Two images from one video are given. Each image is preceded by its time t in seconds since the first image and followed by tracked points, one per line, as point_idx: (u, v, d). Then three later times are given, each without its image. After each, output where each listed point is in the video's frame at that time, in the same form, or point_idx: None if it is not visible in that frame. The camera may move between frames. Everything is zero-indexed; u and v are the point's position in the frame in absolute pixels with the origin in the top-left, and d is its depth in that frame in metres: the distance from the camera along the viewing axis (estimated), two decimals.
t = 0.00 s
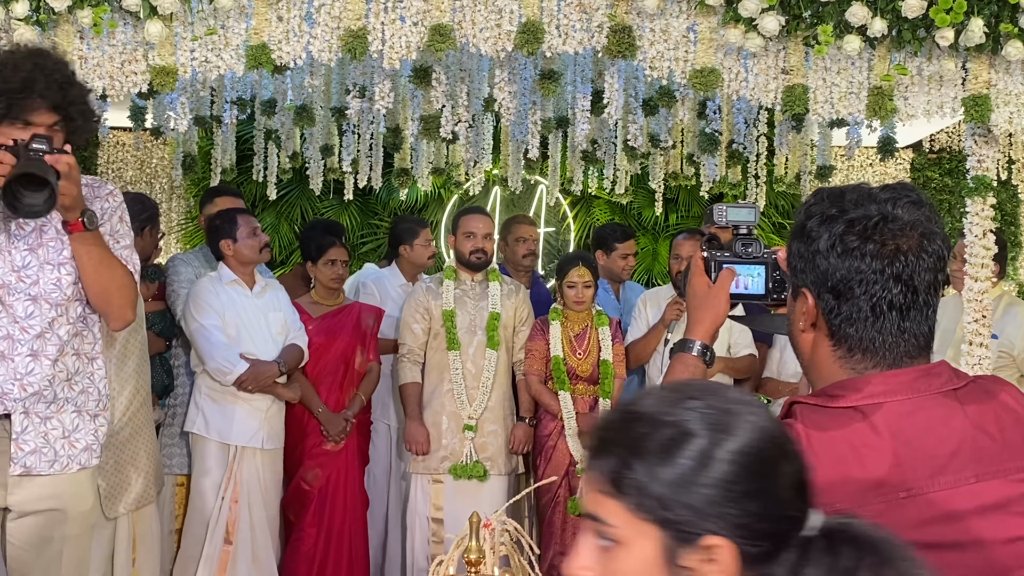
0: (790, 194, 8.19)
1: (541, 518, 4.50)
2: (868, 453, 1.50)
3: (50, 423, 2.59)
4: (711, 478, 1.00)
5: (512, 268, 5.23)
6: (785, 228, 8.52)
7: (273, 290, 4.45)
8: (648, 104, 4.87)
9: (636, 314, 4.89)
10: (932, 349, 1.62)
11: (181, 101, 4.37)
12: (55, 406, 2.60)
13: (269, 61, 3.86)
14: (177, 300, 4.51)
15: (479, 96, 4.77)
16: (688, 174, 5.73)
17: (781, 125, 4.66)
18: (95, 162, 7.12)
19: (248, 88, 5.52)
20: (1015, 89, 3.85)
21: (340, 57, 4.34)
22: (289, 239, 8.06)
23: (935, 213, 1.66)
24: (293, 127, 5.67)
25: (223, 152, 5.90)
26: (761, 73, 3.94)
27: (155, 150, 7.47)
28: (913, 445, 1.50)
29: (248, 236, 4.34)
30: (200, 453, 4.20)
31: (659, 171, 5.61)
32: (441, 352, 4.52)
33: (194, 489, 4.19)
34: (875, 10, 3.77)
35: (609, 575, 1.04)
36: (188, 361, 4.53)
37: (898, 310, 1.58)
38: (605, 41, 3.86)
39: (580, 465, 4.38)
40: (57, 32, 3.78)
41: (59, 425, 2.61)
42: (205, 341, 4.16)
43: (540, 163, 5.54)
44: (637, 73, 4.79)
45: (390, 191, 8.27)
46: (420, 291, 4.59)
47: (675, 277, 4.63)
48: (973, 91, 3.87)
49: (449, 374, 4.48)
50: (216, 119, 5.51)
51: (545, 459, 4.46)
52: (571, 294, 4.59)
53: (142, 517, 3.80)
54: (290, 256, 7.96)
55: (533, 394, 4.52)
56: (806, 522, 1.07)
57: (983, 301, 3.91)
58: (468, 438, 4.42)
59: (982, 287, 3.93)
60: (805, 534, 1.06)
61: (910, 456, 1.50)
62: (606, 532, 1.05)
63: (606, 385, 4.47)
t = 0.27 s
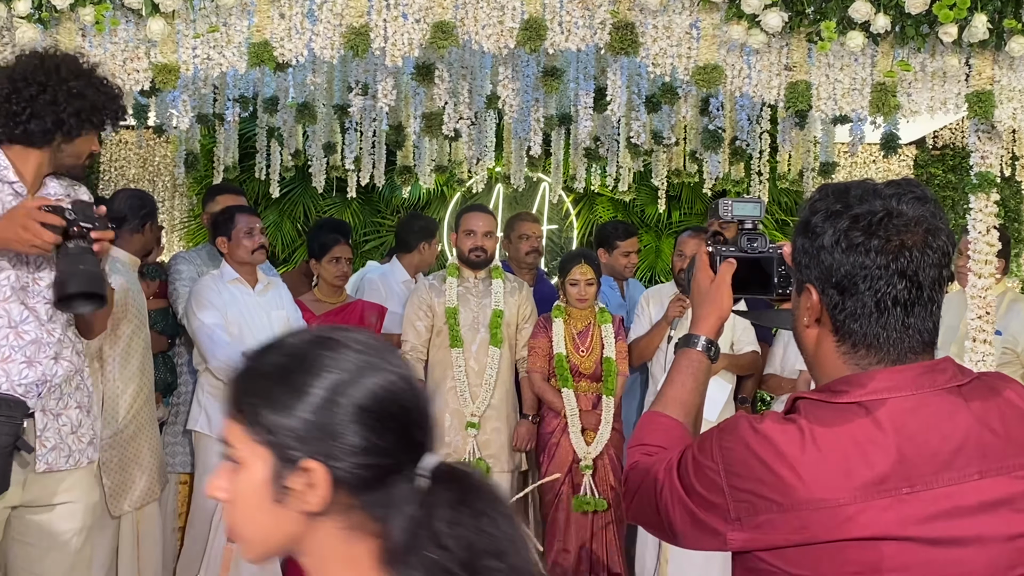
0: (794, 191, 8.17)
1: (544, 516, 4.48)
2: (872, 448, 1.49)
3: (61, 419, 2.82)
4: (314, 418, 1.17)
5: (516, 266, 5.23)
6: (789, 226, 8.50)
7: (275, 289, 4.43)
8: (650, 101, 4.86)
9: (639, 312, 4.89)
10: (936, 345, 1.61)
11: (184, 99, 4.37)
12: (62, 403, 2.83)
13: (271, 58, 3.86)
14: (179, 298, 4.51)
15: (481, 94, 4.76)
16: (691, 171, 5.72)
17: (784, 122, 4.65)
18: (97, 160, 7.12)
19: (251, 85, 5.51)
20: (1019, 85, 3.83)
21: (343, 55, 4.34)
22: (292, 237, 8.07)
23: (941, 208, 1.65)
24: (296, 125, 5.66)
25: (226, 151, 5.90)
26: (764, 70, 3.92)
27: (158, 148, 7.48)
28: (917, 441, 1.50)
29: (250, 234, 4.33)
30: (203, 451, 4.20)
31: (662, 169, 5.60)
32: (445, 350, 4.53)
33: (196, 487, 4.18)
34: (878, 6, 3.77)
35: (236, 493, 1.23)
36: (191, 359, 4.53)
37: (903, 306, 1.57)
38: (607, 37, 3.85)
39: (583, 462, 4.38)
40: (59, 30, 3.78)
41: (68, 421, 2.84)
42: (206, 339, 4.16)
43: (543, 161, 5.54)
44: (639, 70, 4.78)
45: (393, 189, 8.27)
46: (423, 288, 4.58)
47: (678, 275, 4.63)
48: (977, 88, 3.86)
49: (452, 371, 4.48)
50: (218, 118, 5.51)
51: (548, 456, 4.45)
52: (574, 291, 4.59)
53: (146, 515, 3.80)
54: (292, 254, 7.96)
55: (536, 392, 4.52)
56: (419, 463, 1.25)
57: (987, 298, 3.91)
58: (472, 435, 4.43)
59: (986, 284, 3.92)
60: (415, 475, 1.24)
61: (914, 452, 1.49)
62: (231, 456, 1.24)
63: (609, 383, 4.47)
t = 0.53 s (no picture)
0: (796, 188, 8.16)
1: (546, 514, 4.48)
2: (873, 446, 1.50)
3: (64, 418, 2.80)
4: (36, 420, 1.13)
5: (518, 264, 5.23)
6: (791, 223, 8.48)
7: (277, 288, 4.43)
8: (652, 99, 4.86)
9: (641, 310, 4.89)
10: (939, 343, 1.62)
11: (185, 97, 4.37)
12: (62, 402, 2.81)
13: (273, 56, 3.86)
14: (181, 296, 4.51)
15: (483, 92, 4.75)
16: (692, 168, 5.71)
17: (786, 119, 4.65)
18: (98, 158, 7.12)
19: (252, 83, 5.51)
20: (1020, 82, 3.83)
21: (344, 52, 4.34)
22: (294, 234, 8.08)
23: (945, 206, 1.65)
24: (297, 122, 5.66)
25: (227, 148, 5.90)
26: (765, 67, 3.93)
27: (159, 146, 7.47)
28: (919, 439, 1.50)
29: (252, 232, 4.34)
30: (205, 449, 4.21)
31: (664, 166, 5.60)
32: (446, 347, 4.54)
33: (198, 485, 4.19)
34: (879, 3, 3.76)
35: None
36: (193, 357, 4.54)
37: (906, 304, 1.57)
38: (609, 35, 3.85)
39: (585, 460, 4.38)
40: (60, 29, 3.78)
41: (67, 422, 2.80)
42: (207, 338, 4.16)
43: (544, 158, 5.53)
44: (640, 68, 4.78)
45: (395, 186, 8.27)
46: (425, 285, 4.59)
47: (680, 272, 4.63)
48: (978, 85, 3.86)
49: (454, 369, 4.49)
50: (219, 115, 5.51)
51: (549, 453, 4.46)
52: (576, 289, 4.58)
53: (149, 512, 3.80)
54: (294, 251, 7.97)
55: (538, 389, 4.53)
56: (132, 465, 1.17)
57: (989, 295, 3.91)
58: (472, 433, 4.42)
59: (988, 281, 3.92)
60: (124, 475, 1.15)
61: (915, 450, 1.49)
62: None
63: (611, 380, 4.47)
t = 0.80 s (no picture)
0: (797, 184, 8.15)
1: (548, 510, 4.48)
2: (877, 442, 1.49)
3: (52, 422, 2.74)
4: None
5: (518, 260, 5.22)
6: (792, 220, 8.47)
7: (278, 284, 4.44)
8: (653, 95, 4.85)
9: (643, 306, 4.88)
10: (943, 340, 1.61)
11: (187, 93, 4.37)
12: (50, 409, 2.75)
13: (275, 53, 3.86)
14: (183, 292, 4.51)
15: (484, 88, 4.74)
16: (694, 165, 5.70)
17: (788, 115, 4.65)
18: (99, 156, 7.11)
19: (253, 80, 5.49)
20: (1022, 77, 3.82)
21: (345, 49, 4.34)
22: (295, 231, 8.07)
23: (951, 203, 1.64)
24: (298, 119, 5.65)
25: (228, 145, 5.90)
26: (767, 63, 3.92)
27: (160, 143, 7.47)
28: (923, 435, 1.49)
29: (254, 229, 4.33)
30: (206, 445, 4.20)
31: (666, 162, 5.59)
32: (448, 344, 4.53)
33: (199, 481, 4.18)
34: None
35: None
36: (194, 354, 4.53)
37: (911, 302, 1.57)
38: (610, 31, 3.84)
39: (587, 456, 4.38)
40: (62, 26, 3.78)
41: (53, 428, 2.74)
42: (208, 334, 4.16)
43: (545, 155, 5.52)
44: (642, 64, 4.78)
45: (396, 183, 8.26)
46: (426, 282, 4.59)
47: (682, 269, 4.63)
48: (981, 80, 3.86)
49: (456, 366, 4.49)
50: (220, 112, 5.50)
51: (551, 449, 4.45)
52: (578, 285, 4.58)
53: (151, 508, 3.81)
54: (296, 248, 7.96)
55: (539, 385, 4.52)
56: None
57: (991, 290, 3.91)
58: (474, 430, 4.42)
59: (990, 277, 3.92)
60: None
61: (919, 446, 1.49)
62: None
63: (613, 376, 4.47)
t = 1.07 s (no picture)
0: (798, 179, 8.13)
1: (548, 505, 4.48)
2: (878, 437, 1.49)
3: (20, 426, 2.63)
4: None
5: (515, 256, 5.21)
6: (793, 215, 8.45)
7: (278, 280, 4.45)
8: (654, 91, 4.84)
9: (644, 302, 4.88)
10: (946, 336, 1.61)
11: (187, 89, 4.37)
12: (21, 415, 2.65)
13: (275, 49, 3.85)
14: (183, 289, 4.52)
15: (485, 84, 4.74)
16: (694, 161, 5.70)
17: (789, 110, 4.64)
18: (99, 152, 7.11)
19: (253, 76, 5.49)
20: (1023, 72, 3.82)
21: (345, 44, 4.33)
22: (295, 227, 8.07)
23: (954, 198, 1.64)
24: (298, 115, 5.64)
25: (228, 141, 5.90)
26: (768, 58, 3.91)
27: (160, 139, 7.47)
28: (925, 431, 1.49)
29: (255, 226, 4.33)
30: (206, 441, 4.20)
31: (666, 158, 5.58)
32: (449, 340, 4.53)
33: (200, 478, 4.18)
34: None
35: None
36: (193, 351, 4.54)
37: (914, 297, 1.57)
38: (611, 26, 3.83)
39: (588, 452, 4.38)
40: (62, 22, 3.80)
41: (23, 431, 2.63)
42: (207, 330, 4.16)
43: (546, 151, 5.51)
44: (643, 59, 4.78)
45: (397, 179, 8.25)
46: (427, 279, 4.59)
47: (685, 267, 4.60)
48: (981, 76, 3.85)
49: (456, 361, 4.49)
50: (220, 108, 5.50)
51: (552, 445, 4.46)
52: (578, 281, 4.58)
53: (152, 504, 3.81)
54: (297, 244, 7.96)
55: (540, 381, 4.53)
56: None
57: (992, 286, 3.91)
58: (475, 426, 4.43)
59: (991, 272, 3.92)
60: None
61: (920, 442, 1.49)
62: None
63: (614, 372, 4.47)
